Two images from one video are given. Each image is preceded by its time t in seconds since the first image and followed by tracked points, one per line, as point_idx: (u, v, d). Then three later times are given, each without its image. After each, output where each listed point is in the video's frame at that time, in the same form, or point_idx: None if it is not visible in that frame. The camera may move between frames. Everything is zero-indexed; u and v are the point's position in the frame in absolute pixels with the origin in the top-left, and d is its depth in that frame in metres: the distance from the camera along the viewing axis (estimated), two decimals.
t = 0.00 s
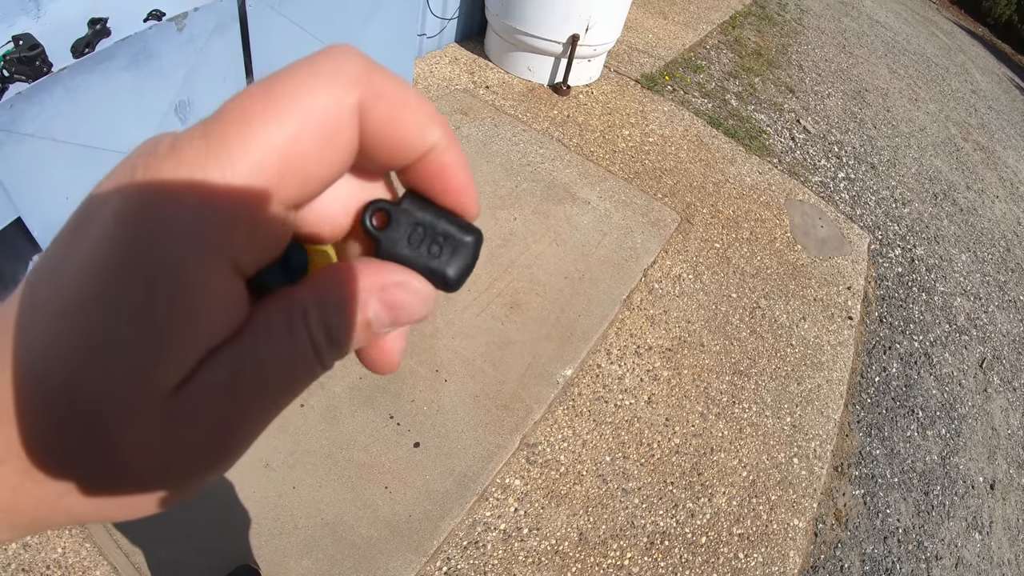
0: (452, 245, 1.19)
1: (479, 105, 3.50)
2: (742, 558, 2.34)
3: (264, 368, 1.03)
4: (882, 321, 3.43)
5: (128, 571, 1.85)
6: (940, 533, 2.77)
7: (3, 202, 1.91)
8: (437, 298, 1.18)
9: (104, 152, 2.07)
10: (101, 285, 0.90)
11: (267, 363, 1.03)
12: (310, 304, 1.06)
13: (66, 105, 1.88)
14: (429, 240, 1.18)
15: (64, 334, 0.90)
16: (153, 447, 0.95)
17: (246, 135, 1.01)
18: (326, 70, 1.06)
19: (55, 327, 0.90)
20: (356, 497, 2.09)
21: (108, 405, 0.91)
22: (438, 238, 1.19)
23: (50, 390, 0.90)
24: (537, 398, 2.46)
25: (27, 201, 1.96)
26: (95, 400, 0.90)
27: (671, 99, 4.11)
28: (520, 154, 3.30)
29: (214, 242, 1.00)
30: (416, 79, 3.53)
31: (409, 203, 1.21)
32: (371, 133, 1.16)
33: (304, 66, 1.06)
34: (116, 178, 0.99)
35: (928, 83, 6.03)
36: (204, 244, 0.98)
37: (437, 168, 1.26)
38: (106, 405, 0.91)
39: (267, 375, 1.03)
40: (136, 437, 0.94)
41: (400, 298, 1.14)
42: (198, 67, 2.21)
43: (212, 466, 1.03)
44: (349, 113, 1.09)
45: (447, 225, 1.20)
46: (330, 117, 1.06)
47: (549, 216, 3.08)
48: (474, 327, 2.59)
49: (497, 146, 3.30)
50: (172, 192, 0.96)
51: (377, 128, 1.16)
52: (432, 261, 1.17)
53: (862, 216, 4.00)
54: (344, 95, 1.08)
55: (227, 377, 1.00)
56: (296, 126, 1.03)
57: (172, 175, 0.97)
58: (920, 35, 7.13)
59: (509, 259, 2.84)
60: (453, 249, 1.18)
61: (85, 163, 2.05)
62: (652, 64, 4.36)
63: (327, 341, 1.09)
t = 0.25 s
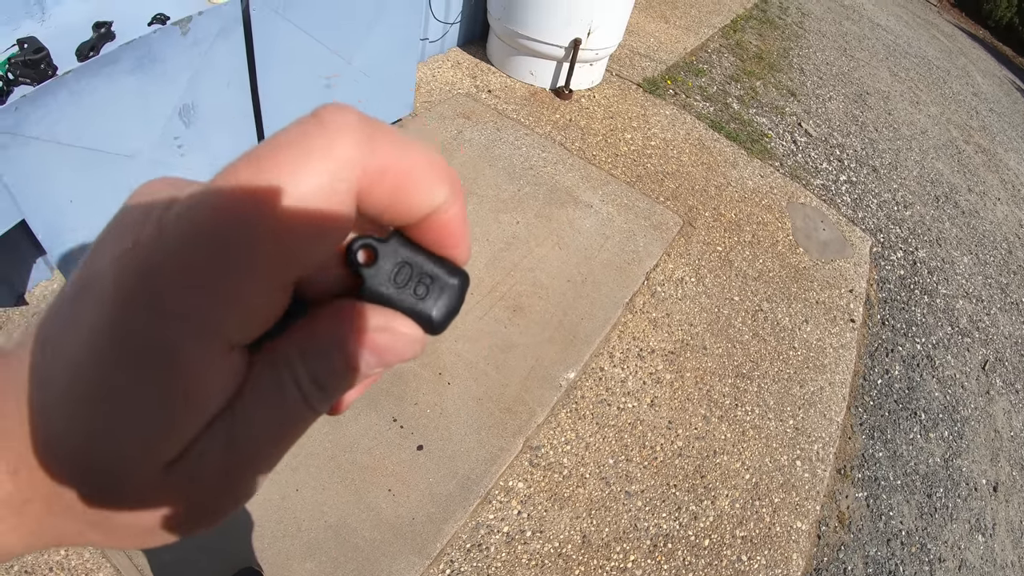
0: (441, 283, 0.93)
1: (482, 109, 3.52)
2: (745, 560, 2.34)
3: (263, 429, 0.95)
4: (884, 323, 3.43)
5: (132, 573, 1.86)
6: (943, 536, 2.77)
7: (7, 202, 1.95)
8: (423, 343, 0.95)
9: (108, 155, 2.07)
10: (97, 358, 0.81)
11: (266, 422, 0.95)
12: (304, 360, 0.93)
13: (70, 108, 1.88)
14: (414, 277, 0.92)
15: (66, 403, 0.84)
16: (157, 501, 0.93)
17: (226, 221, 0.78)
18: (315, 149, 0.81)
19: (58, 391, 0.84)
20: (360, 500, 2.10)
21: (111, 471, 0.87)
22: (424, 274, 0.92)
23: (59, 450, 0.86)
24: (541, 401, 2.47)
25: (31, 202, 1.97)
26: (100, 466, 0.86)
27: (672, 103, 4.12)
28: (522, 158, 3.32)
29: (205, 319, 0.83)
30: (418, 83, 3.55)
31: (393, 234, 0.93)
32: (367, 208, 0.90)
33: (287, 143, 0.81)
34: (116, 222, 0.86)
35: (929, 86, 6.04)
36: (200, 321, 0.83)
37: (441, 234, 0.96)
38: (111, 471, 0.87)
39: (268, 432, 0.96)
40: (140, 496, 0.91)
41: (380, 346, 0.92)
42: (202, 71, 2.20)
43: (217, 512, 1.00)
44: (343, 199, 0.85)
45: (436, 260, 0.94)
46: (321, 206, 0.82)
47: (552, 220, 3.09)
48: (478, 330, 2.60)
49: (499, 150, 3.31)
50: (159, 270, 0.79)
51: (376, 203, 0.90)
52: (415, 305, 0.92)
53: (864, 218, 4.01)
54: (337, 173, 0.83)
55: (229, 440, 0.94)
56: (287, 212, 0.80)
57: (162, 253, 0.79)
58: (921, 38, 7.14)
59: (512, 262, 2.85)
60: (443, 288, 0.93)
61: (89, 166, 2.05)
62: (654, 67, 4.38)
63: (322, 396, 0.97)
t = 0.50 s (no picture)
0: (448, 290, 0.91)
1: (484, 112, 3.52)
2: (748, 563, 2.34)
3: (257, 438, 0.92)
4: (887, 325, 3.43)
5: None
6: (947, 538, 2.77)
7: (9, 203, 1.92)
8: (428, 351, 0.93)
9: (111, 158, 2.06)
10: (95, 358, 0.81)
11: (259, 429, 0.92)
12: (300, 366, 0.90)
13: (73, 110, 1.88)
14: (419, 281, 0.90)
15: (65, 401, 0.84)
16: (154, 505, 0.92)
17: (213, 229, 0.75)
18: (309, 147, 0.79)
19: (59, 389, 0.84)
20: (362, 502, 2.10)
21: (107, 470, 0.87)
22: (430, 279, 0.91)
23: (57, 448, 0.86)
24: (543, 404, 2.47)
25: (33, 205, 1.94)
26: (96, 464, 0.86)
27: (674, 105, 4.13)
28: (524, 161, 3.32)
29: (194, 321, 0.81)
30: (420, 86, 3.55)
31: (399, 237, 0.91)
32: (363, 205, 0.87)
33: (283, 143, 0.78)
34: (119, 224, 0.86)
35: (931, 88, 6.04)
36: (189, 325, 0.81)
37: (444, 237, 0.94)
38: (106, 471, 0.87)
39: (261, 440, 0.93)
40: (136, 498, 0.90)
41: (380, 353, 0.88)
42: (205, 73, 2.21)
43: (215, 521, 0.98)
44: (340, 197, 0.83)
45: (443, 265, 0.92)
46: (317, 203, 0.79)
47: (555, 222, 3.09)
48: (480, 333, 2.60)
49: (501, 152, 3.32)
50: (153, 273, 0.78)
51: (374, 202, 0.87)
52: (420, 310, 0.90)
53: (866, 221, 4.01)
54: (334, 172, 0.81)
55: (223, 448, 0.91)
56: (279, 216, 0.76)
57: (158, 257, 0.78)
58: (923, 40, 7.14)
59: (515, 265, 2.85)
60: (450, 294, 0.91)
61: (93, 169, 2.04)
62: (656, 70, 4.38)
63: (319, 407, 0.93)
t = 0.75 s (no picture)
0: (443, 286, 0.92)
1: (485, 113, 3.53)
2: (749, 564, 2.33)
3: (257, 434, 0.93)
4: (888, 327, 3.43)
5: None
6: (948, 540, 2.76)
7: (11, 204, 1.93)
8: (425, 344, 0.95)
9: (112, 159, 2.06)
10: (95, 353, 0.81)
11: (258, 426, 0.93)
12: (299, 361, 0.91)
13: (75, 111, 1.88)
14: (415, 278, 0.91)
15: (66, 396, 0.84)
16: (153, 499, 0.92)
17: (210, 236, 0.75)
18: (308, 155, 0.77)
19: (60, 384, 0.84)
20: (363, 503, 2.10)
21: (107, 465, 0.87)
22: (425, 276, 0.92)
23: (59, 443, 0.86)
24: (545, 405, 2.47)
25: (34, 205, 1.94)
26: (96, 459, 0.87)
27: (676, 107, 4.13)
28: (526, 162, 3.32)
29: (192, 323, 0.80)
30: (422, 88, 3.56)
31: (394, 236, 0.90)
32: (362, 210, 0.86)
33: (282, 148, 0.77)
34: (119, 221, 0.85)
35: (933, 89, 6.04)
36: (186, 324, 0.80)
37: (440, 237, 0.93)
38: (108, 466, 0.87)
39: (260, 437, 0.94)
40: (136, 491, 0.91)
41: (379, 349, 0.89)
42: (207, 74, 2.21)
43: (212, 517, 0.99)
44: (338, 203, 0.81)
45: (438, 262, 0.93)
46: (315, 212, 0.78)
47: (556, 224, 3.09)
48: (482, 334, 2.60)
49: (503, 154, 3.32)
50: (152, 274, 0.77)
51: (373, 207, 0.86)
52: (417, 306, 0.92)
53: (868, 222, 4.01)
54: (331, 179, 0.79)
55: (222, 444, 0.92)
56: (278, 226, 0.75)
57: (156, 257, 0.77)
58: (924, 42, 7.14)
59: (516, 266, 2.85)
60: (446, 291, 0.92)
61: (94, 170, 2.04)
62: (657, 71, 4.39)
63: (318, 401, 0.94)
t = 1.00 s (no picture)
0: (453, 277, 0.94)
1: (487, 114, 3.53)
2: (750, 565, 2.33)
3: (270, 424, 0.92)
4: (889, 328, 3.43)
5: None
6: (949, 541, 2.76)
7: (12, 204, 1.93)
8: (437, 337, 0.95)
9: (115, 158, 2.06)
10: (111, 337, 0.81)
11: (272, 416, 0.92)
12: (315, 352, 0.90)
13: (78, 111, 1.88)
14: (425, 270, 0.93)
15: (79, 384, 0.83)
16: (163, 490, 0.91)
17: (228, 219, 0.76)
18: (324, 139, 0.80)
19: (73, 372, 0.84)
20: (365, 503, 2.10)
21: (119, 455, 0.86)
22: (435, 268, 0.94)
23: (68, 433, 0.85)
24: (546, 405, 2.47)
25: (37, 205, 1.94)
26: (108, 449, 0.86)
27: (677, 108, 4.13)
28: (528, 163, 3.33)
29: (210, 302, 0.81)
30: (424, 88, 3.56)
31: (405, 228, 0.94)
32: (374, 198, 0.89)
33: (296, 135, 0.80)
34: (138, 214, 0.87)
35: (934, 91, 6.05)
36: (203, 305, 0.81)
37: (447, 228, 0.96)
38: (120, 456, 0.86)
39: (273, 428, 0.93)
40: (147, 481, 0.90)
41: (392, 338, 0.90)
42: (209, 75, 2.21)
43: (223, 511, 0.98)
44: (353, 188, 0.84)
45: (447, 255, 0.95)
46: (326, 195, 0.81)
47: (558, 225, 3.09)
48: (484, 334, 2.60)
49: (505, 155, 3.32)
50: (173, 256, 0.78)
51: (383, 195, 0.88)
52: (428, 297, 0.93)
53: (869, 223, 4.01)
54: (346, 163, 0.82)
55: (236, 434, 0.91)
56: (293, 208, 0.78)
57: (175, 240, 0.78)
58: (925, 43, 7.15)
59: (518, 267, 2.86)
60: (455, 282, 0.94)
61: (97, 170, 2.04)
62: (659, 73, 4.39)
63: (333, 392, 0.93)
